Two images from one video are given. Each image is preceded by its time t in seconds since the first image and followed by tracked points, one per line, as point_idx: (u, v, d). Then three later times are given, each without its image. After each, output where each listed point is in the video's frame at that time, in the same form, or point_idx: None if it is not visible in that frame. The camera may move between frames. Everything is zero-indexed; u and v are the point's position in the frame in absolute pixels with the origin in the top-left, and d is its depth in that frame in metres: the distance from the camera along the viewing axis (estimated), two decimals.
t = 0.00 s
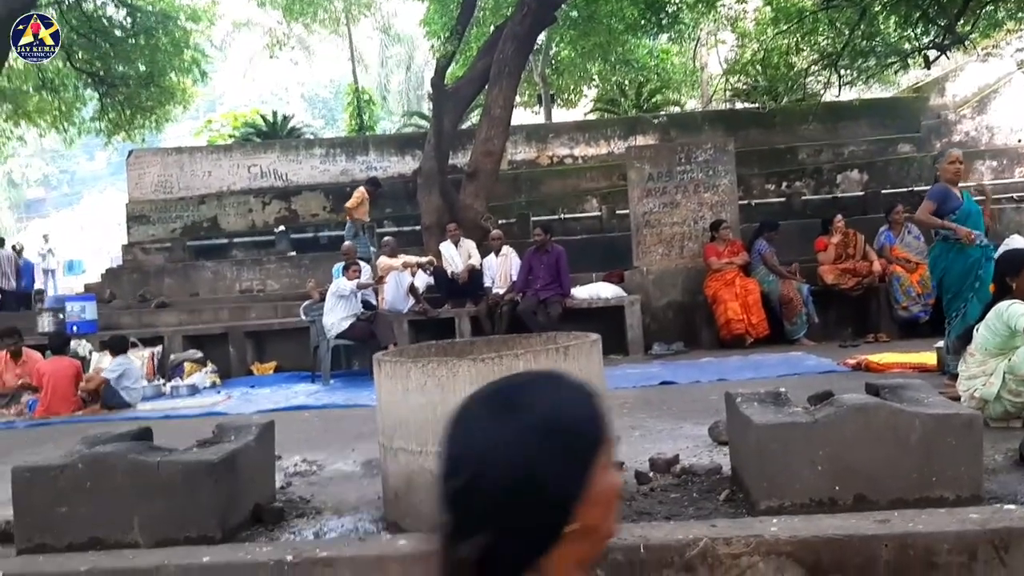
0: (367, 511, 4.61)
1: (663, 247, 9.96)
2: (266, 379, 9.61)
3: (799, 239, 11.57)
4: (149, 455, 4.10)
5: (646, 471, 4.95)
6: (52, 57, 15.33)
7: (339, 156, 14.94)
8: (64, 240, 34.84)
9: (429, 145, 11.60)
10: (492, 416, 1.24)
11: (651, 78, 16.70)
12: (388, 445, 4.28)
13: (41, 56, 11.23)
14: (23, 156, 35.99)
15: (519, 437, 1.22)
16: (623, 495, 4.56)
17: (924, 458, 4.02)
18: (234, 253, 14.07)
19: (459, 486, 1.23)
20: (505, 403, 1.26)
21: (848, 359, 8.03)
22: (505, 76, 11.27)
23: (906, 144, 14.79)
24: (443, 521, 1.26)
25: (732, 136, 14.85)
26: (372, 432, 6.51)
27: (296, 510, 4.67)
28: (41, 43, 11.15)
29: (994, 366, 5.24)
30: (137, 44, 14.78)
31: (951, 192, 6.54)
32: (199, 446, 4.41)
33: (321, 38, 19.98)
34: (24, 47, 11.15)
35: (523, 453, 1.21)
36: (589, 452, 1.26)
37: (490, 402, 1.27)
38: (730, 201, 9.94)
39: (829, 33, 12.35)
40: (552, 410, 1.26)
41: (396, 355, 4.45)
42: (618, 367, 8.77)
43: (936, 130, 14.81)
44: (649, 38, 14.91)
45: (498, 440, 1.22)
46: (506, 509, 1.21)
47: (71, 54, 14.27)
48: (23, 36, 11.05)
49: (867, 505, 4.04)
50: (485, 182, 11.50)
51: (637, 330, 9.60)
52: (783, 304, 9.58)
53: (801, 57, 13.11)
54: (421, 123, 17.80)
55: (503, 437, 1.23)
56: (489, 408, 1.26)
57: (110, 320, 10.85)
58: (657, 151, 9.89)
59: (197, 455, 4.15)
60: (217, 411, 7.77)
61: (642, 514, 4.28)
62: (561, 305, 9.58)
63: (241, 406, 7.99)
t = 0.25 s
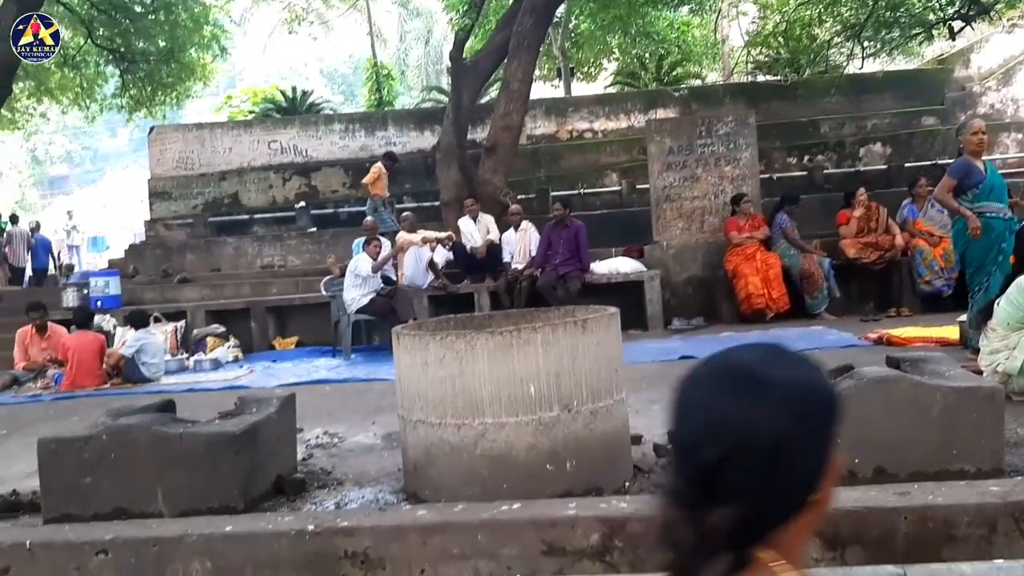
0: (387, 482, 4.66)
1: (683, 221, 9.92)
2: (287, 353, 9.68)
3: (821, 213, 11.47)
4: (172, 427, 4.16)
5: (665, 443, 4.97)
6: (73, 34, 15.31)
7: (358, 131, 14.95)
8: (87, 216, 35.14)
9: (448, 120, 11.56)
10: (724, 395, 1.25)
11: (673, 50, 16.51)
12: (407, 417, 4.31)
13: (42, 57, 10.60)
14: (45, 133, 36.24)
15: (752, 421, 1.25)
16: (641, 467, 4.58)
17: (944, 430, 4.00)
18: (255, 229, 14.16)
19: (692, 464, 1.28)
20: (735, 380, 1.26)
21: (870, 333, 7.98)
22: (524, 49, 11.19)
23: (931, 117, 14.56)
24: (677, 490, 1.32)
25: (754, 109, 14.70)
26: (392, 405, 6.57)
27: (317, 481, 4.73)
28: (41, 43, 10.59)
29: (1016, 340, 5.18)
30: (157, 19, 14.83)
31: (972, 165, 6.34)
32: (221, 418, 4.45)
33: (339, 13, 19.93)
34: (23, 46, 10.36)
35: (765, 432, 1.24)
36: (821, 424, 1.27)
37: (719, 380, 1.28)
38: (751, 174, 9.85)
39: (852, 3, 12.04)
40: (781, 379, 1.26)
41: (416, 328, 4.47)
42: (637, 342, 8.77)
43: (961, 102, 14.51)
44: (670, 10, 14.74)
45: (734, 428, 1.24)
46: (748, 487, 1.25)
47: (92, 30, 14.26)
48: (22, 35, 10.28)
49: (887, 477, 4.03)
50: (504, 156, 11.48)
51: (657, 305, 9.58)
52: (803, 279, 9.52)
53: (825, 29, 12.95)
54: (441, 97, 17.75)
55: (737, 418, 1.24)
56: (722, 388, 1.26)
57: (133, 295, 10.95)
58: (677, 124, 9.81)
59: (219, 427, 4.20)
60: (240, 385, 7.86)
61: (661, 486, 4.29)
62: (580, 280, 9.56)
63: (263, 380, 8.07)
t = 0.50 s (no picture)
0: (392, 463, 4.67)
1: (684, 200, 9.89)
2: (289, 335, 9.69)
3: (822, 191, 11.44)
4: (177, 409, 4.16)
5: (669, 422, 4.98)
6: (68, 17, 15.15)
7: (356, 113, 14.88)
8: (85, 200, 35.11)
9: (447, 100, 11.40)
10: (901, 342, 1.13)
11: (672, 28, 16.41)
12: (412, 398, 4.32)
13: (43, 56, 11.83)
14: (42, 117, 36.15)
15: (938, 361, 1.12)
16: (646, 445, 4.59)
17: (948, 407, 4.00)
18: (254, 211, 14.12)
19: (880, 414, 1.17)
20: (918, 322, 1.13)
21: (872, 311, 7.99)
22: (523, 28, 11.13)
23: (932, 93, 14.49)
24: (860, 434, 1.21)
25: (754, 87, 14.63)
26: (395, 386, 6.57)
27: (322, 463, 4.74)
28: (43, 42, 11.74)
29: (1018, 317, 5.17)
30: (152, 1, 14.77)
31: (974, 141, 6.28)
32: (226, 400, 4.46)
33: None
34: (23, 46, 11.73)
35: (955, 366, 1.12)
36: (1002, 339, 1.15)
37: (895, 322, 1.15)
38: (752, 152, 9.82)
39: None
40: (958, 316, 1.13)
41: (419, 309, 4.47)
42: (639, 321, 8.78)
43: (963, 78, 14.44)
44: None
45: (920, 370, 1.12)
46: (943, 417, 1.14)
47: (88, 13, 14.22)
48: (23, 36, 11.58)
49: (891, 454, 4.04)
50: (503, 136, 11.43)
51: (658, 284, 9.57)
52: (805, 257, 9.51)
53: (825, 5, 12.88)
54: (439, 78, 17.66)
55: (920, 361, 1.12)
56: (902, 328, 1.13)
57: (133, 279, 10.95)
58: (676, 102, 9.76)
59: (223, 409, 4.20)
60: (242, 368, 7.86)
61: (665, 464, 4.30)
62: (581, 260, 9.55)
63: (266, 363, 8.08)
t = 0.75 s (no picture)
0: (399, 488, 4.68)
1: (681, 221, 9.95)
2: (289, 360, 9.69)
3: (817, 210, 11.54)
4: (187, 437, 4.18)
5: (674, 444, 5.01)
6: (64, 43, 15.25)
7: (353, 136, 14.97)
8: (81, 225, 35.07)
9: (445, 124, 11.49)
10: None
11: (665, 50, 16.56)
12: (420, 422, 4.34)
13: (42, 55, 11.60)
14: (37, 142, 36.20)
15: None
16: (652, 467, 4.62)
17: (951, 426, 4.05)
18: (252, 236, 14.14)
19: None
20: None
21: (871, 329, 8.04)
22: (519, 52, 11.26)
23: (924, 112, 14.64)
24: None
25: (749, 108, 14.77)
26: (398, 410, 6.58)
27: (329, 488, 4.75)
28: (42, 43, 11.49)
29: (1015, 336, 5.22)
30: (149, 28, 14.71)
31: (969, 162, 6.45)
32: (235, 427, 4.48)
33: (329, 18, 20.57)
34: (24, 46, 11.41)
35: None
36: None
37: None
38: (748, 173, 9.90)
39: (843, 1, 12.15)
40: None
41: (426, 334, 4.50)
42: (639, 342, 8.83)
43: (955, 97, 14.61)
44: (663, 10, 14.81)
45: None
46: None
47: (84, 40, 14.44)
48: (23, 35, 11.29)
49: (896, 474, 4.08)
50: (500, 159, 11.52)
51: (656, 305, 9.62)
52: (803, 276, 9.58)
53: (817, 27, 13.05)
54: (435, 101, 17.77)
55: None
56: None
57: (133, 305, 10.95)
58: (672, 124, 9.86)
59: (233, 436, 4.23)
60: (244, 393, 7.87)
61: (673, 485, 4.33)
62: (579, 281, 9.58)
63: (268, 387, 8.08)
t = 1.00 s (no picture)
0: (433, 492, 4.72)
1: (706, 230, 9.96)
2: (316, 365, 9.77)
3: (843, 220, 11.51)
4: (226, 439, 4.24)
5: (706, 452, 5.02)
6: (94, 51, 15.78)
7: (378, 144, 15.08)
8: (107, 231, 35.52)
9: (471, 132, 11.57)
10: None
11: (689, 59, 16.60)
12: (456, 427, 4.37)
13: (43, 55, 12.19)
14: (66, 149, 36.79)
15: None
16: (685, 475, 4.63)
17: (988, 436, 4.04)
18: (277, 242, 14.26)
19: None
20: None
21: (899, 340, 8.02)
22: (545, 61, 11.34)
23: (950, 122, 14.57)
24: None
25: (773, 117, 14.77)
26: (428, 416, 6.62)
27: (364, 492, 4.80)
28: (41, 41, 12.12)
29: None
30: (178, 36, 15.21)
31: (999, 173, 6.48)
32: (272, 430, 4.53)
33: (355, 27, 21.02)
34: (26, 46, 12.18)
35: None
36: None
37: None
38: (774, 183, 9.91)
39: (868, 11, 12.17)
40: None
41: (461, 340, 4.54)
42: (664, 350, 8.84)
43: (981, 107, 14.51)
44: (687, 20, 14.85)
45: None
46: None
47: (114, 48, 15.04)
48: (25, 36, 12.09)
49: (932, 483, 4.07)
50: (526, 167, 11.58)
51: (682, 313, 9.63)
52: (829, 286, 9.56)
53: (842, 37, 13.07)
54: (459, 110, 17.89)
55: None
56: None
57: (162, 310, 11.09)
58: (698, 133, 9.89)
59: (271, 438, 4.28)
60: (272, 397, 7.94)
61: (706, 493, 4.34)
62: (604, 289, 9.62)
63: (295, 392, 8.15)
